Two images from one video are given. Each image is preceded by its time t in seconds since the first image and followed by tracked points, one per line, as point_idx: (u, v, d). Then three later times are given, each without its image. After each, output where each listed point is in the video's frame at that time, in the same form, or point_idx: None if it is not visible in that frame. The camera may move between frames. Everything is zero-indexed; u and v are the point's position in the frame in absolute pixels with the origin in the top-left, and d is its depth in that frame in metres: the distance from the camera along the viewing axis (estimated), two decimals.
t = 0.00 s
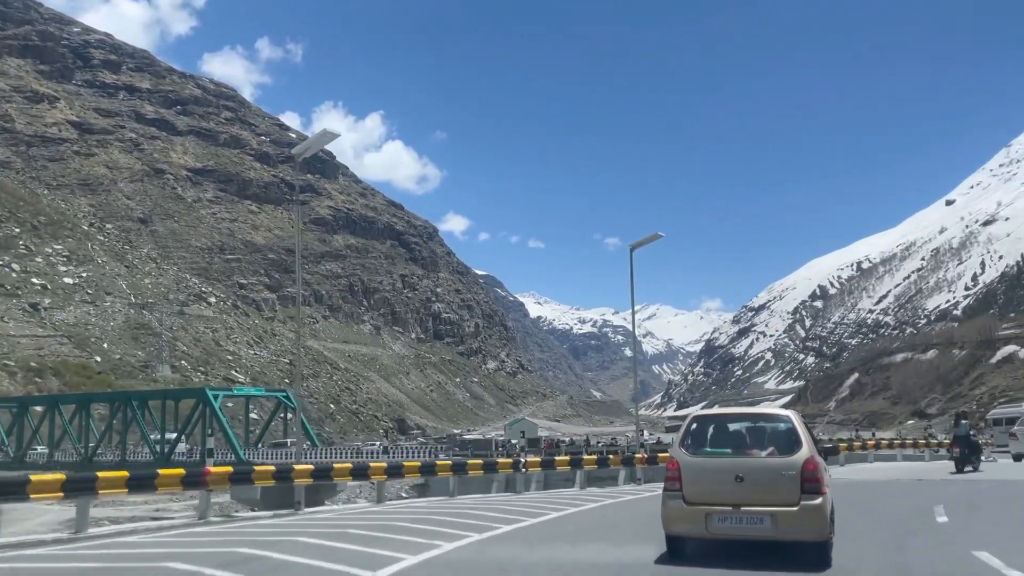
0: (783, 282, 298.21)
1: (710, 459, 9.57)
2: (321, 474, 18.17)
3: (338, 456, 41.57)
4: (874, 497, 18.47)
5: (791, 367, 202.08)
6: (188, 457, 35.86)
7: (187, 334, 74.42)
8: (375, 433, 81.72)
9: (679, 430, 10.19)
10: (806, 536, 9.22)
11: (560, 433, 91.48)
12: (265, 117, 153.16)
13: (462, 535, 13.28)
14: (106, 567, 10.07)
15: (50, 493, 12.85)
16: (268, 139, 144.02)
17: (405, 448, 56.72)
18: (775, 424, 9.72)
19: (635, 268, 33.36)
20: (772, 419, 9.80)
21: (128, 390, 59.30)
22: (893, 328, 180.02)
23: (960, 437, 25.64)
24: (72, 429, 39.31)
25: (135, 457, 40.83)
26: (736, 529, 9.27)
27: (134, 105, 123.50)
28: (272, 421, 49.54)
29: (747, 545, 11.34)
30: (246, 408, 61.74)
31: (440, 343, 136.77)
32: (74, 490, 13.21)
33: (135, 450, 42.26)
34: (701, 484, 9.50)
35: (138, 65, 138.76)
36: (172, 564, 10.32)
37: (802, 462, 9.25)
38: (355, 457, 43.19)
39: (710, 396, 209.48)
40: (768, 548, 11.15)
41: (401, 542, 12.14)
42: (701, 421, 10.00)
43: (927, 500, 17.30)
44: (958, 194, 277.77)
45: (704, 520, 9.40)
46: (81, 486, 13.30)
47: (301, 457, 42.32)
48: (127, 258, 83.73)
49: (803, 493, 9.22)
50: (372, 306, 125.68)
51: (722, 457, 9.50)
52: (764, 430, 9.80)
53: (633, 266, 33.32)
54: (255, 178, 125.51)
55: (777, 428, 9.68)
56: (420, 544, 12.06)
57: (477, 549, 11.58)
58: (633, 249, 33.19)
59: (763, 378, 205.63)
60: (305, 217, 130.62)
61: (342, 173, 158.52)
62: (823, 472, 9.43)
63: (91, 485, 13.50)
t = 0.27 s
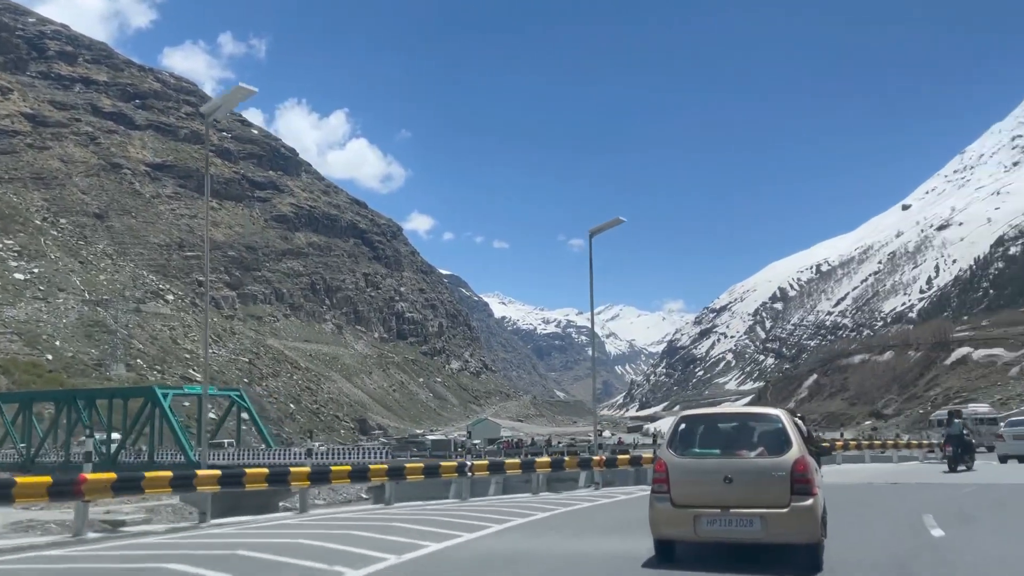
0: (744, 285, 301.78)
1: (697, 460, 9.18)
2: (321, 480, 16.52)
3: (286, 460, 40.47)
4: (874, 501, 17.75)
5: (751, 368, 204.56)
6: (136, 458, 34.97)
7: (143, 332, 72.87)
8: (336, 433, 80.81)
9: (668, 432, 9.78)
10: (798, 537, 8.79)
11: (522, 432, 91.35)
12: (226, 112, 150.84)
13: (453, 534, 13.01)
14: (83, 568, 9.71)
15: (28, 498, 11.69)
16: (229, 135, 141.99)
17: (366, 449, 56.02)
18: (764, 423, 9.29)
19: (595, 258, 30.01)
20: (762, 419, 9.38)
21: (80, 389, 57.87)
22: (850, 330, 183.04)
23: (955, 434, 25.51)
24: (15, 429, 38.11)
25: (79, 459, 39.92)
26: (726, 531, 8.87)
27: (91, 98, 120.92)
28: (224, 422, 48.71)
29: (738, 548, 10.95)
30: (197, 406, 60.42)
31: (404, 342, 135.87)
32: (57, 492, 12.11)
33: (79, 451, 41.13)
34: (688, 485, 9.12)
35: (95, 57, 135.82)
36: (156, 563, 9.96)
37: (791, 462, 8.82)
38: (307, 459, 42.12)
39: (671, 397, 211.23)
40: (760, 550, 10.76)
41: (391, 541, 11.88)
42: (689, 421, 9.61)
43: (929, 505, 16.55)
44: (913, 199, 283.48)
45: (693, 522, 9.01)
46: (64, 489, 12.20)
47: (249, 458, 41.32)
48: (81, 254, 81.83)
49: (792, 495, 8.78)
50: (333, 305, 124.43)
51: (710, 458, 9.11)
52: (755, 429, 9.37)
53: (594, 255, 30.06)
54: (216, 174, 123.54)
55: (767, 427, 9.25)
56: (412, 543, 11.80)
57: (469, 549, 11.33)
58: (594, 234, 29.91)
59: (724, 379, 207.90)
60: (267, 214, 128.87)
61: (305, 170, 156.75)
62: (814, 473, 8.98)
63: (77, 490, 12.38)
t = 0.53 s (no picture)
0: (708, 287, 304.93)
1: (685, 462, 8.47)
2: (322, 484, 15.19)
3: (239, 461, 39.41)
4: (876, 499, 16.72)
5: (714, 370, 206.47)
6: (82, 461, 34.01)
7: (98, 329, 71.05)
8: (296, 433, 79.66)
9: (656, 432, 9.06)
10: (794, 543, 8.06)
11: (486, 433, 90.85)
12: (188, 107, 148.34)
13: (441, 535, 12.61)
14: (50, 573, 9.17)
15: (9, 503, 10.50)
16: (190, 130, 139.66)
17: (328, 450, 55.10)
18: (756, 422, 8.59)
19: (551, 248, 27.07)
20: (755, 417, 8.68)
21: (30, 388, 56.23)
22: (811, 332, 185.63)
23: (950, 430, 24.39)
24: None
25: (22, 461, 38.72)
26: (717, 535, 8.15)
27: (47, 90, 118.00)
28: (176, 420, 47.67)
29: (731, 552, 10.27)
30: (143, 405, 58.76)
31: (367, 342, 134.54)
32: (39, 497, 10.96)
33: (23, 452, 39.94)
34: (677, 488, 8.40)
35: (52, 49, 132.73)
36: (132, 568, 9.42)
37: (785, 463, 8.12)
38: (263, 459, 41.07)
39: (635, 398, 212.44)
40: (754, 556, 10.04)
41: (373, 544, 11.36)
42: (678, 422, 8.91)
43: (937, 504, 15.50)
44: (873, 205, 288.60)
45: (681, 528, 8.29)
46: (47, 492, 11.06)
47: (201, 458, 40.30)
48: (34, 250, 79.71)
49: (785, 498, 8.08)
50: (296, 304, 122.80)
51: (700, 459, 8.39)
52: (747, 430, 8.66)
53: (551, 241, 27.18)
54: (176, 169, 121.31)
55: (759, 425, 8.54)
56: (395, 545, 11.35)
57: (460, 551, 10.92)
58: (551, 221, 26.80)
59: (687, 380, 209.62)
60: (228, 210, 126.86)
61: (268, 167, 154.71)
62: (807, 475, 8.28)
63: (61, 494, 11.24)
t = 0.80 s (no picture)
0: (672, 288, 307.21)
1: (677, 464, 7.99)
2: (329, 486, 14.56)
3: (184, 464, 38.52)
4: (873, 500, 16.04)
5: (677, 370, 208.06)
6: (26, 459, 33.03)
7: (53, 326, 69.18)
8: (257, 433, 78.51)
9: (645, 433, 8.57)
10: (784, 548, 7.60)
11: (451, 434, 90.31)
12: (149, 101, 145.65)
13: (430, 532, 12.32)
14: None
15: None
16: (151, 124, 137.21)
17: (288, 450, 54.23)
18: (750, 422, 8.16)
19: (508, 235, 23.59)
20: (748, 419, 8.26)
21: None
22: (773, 334, 187.90)
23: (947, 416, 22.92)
24: None
25: None
26: (708, 540, 7.66)
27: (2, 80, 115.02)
28: (128, 418, 46.63)
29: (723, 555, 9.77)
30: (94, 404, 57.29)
31: (331, 341, 133.15)
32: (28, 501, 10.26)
33: None
34: (668, 490, 7.89)
35: (8, 39, 129.49)
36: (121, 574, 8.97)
37: (779, 465, 7.66)
38: (214, 459, 40.18)
39: (600, 398, 213.13)
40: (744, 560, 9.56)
41: (353, 545, 10.96)
42: (671, 423, 8.43)
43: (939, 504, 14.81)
44: (834, 209, 293.29)
45: (673, 532, 7.78)
46: (32, 498, 10.30)
47: (149, 459, 39.32)
48: None
49: (780, 501, 7.62)
50: (258, 302, 121.07)
51: (692, 462, 7.91)
52: (739, 432, 8.23)
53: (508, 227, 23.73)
54: (136, 164, 119.02)
55: (752, 426, 8.11)
56: (379, 546, 10.99)
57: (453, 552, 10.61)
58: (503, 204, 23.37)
59: (651, 381, 210.93)
60: (190, 206, 124.76)
61: (230, 163, 152.61)
62: (801, 478, 7.83)
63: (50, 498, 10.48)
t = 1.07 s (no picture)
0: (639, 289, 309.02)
1: (668, 467, 7.59)
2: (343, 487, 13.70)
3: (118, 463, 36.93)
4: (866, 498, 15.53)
5: (643, 371, 209.24)
6: None
7: (6, 322, 67.26)
8: (217, 432, 77.24)
9: (635, 434, 8.18)
10: (778, 554, 7.22)
11: (416, 433, 89.59)
12: (110, 93, 142.89)
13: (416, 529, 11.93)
14: None
15: None
16: (112, 117, 134.54)
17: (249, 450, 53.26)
18: (744, 421, 7.77)
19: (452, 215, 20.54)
20: (743, 418, 7.86)
21: None
22: (737, 335, 189.75)
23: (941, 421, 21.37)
24: None
25: None
26: (702, 546, 7.28)
27: None
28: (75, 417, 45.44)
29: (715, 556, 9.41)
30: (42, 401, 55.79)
31: (294, 339, 131.58)
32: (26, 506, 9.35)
33: None
34: (659, 493, 7.51)
35: None
36: None
37: (773, 467, 7.28)
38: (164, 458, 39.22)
39: (566, 398, 213.52)
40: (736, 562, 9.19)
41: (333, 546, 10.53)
42: (662, 423, 8.05)
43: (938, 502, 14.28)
44: (797, 212, 297.33)
45: (665, 536, 7.41)
46: (29, 502, 9.38)
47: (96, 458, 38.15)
48: None
49: (775, 506, 7.23)
50: (221, 299, 119.19)
51: (683, 464, 7.51)
52: (733, 431, 7.86)
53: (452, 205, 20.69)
54: (96, 157, 116.59)
55: (746, 426, 7.72)
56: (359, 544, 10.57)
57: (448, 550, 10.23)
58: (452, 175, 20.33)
59: (617, 381, 211.88)
60: (151, 201, 122.51)
61: (194, 158, 150.34)
62: (795, 479, 7.44)
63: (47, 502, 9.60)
